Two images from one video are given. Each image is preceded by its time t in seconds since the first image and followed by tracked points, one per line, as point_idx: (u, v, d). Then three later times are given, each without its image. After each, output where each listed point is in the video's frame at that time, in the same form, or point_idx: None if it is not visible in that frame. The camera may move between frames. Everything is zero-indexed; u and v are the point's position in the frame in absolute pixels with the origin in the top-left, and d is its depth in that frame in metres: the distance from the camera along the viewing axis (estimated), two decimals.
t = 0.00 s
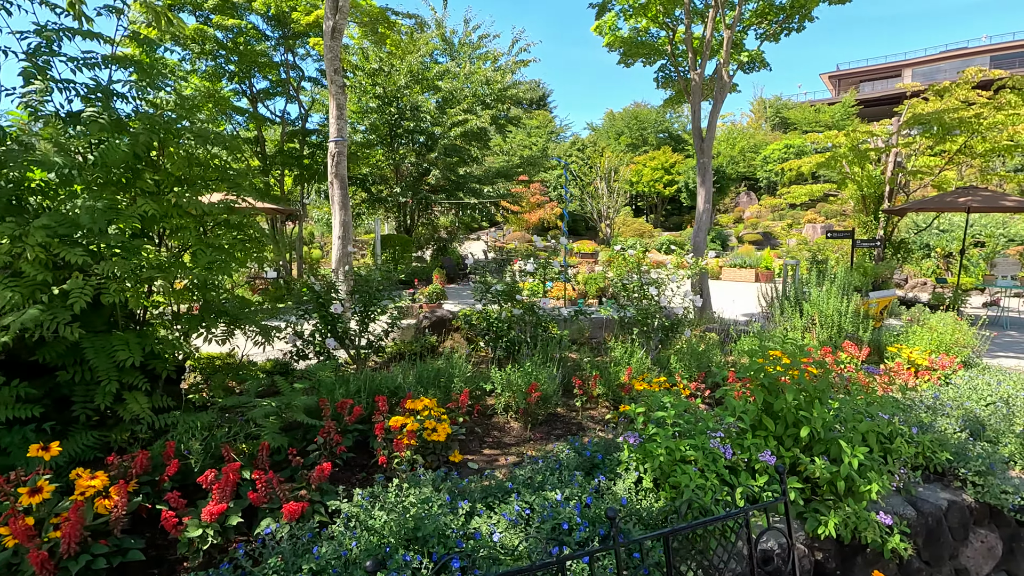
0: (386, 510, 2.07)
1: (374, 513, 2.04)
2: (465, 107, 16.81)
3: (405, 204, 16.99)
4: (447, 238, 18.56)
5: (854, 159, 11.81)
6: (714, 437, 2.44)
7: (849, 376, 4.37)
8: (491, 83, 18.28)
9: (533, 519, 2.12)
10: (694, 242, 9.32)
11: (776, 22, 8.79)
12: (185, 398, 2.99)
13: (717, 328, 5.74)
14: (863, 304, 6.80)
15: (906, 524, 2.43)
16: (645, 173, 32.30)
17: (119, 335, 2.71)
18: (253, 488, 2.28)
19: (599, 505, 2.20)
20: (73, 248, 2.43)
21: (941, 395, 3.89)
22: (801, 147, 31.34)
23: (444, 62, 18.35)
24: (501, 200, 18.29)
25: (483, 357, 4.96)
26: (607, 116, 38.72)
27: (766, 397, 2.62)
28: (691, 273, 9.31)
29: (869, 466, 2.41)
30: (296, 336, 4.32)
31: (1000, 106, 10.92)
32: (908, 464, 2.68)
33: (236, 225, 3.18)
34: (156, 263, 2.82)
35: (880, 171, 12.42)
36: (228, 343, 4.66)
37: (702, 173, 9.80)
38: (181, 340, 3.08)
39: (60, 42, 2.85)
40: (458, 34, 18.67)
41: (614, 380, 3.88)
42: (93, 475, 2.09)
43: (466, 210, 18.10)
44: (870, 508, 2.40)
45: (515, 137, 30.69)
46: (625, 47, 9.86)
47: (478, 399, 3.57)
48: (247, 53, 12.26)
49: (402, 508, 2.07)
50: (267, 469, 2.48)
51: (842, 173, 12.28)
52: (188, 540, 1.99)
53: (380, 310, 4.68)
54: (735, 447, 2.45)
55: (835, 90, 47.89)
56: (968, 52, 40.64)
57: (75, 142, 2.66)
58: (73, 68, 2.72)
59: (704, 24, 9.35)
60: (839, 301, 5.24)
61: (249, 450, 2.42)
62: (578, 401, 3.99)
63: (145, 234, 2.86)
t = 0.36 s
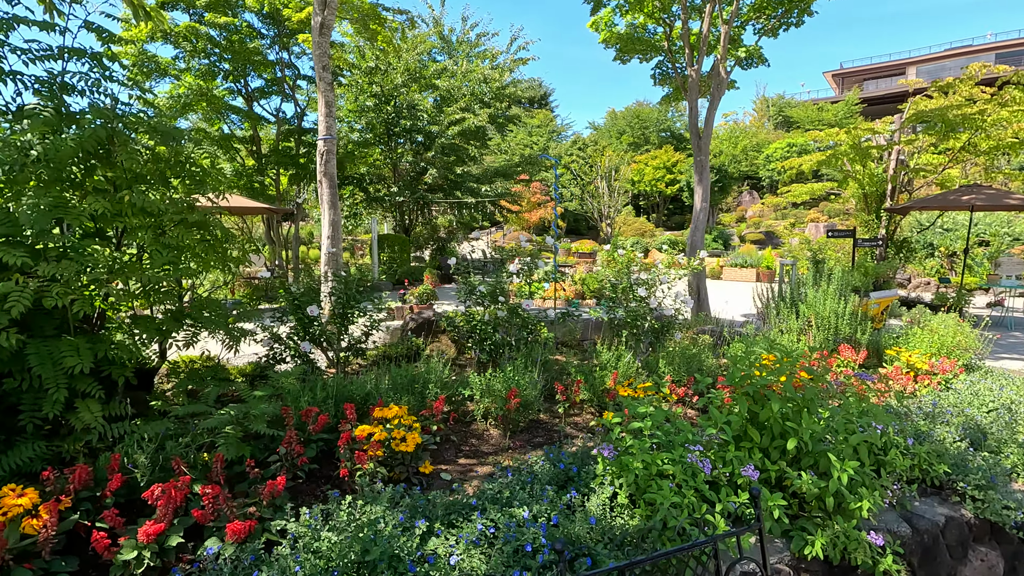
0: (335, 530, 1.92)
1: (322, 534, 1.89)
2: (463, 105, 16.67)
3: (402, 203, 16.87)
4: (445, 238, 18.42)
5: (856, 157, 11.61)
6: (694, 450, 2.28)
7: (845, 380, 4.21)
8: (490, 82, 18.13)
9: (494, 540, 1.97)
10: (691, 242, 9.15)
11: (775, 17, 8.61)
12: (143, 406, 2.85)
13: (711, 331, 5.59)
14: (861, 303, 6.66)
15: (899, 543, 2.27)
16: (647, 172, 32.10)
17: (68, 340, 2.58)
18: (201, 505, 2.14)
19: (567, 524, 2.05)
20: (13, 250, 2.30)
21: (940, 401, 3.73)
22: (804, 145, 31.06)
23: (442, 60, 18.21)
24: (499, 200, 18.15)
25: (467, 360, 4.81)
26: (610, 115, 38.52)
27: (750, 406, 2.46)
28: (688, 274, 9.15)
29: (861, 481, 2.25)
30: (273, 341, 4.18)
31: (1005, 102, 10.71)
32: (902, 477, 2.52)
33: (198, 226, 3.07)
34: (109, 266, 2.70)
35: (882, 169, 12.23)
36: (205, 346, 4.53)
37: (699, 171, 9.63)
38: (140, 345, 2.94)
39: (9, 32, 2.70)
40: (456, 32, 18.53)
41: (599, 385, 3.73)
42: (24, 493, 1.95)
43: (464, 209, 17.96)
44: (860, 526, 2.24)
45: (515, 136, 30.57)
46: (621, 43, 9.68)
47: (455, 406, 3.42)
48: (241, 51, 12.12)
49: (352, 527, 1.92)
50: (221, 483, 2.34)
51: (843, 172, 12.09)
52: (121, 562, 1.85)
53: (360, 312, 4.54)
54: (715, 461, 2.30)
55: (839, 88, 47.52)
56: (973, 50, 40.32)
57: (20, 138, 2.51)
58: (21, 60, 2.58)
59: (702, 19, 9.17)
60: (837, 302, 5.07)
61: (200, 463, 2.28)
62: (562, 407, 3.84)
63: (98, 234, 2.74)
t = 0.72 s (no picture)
0: (285, 548, 1.80)
1: (269, 553, 1.77)
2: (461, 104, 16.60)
3: (400, 203, 16.78)
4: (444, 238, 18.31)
5: (859, 155, 11.46)
6: (674, 461, 2.16)
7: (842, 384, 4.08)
8: (488, 80, 18.03)
9: (455, 559, 1.85)
10: (689, 241, 9.01)
11: (774, 12, 8.45)
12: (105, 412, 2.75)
13: (705, 332, 5.46)
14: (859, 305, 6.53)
15: (891, 562, 2.14)
16: (649, 171, 31.93)
17: (21, 344, 2.49)
18: (150, 520, 2.03)
19: (534, 542, 1.92)
20: None
21: (938, 407, 3.59)
22: (808, 143, 30.82)
23: (441, 59, 18.11)
24: (498, 199, 18.06)
25: (454, 362, 4.70)
26: (612, 114, 38.34)
27: (734, 414, 2.33)
28: (686, 274, 9.02)
29: (849, 494, 2.12)
30: (252, 342, 4.08)
31: (1009, 99, 10.53)
32: (894, 489, 2.39)
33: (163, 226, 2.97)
34: (65, 267, 2.60)
35: (884, 167, 12.07)
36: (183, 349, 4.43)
37: (697, 170, 9.48)
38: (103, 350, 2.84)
39: None
40: (455, 31, 18.44)
41: (584, 390, 3.61)
42: None
43: (463, 209, 17.85)
44: (849, 544, 2.11)
45: (516, 135, 30.47)
46: (618, 40, 9.51)
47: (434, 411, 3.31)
48: (238, 49, 12.04)
49: (302, 545, 1.80)
50: (177, 494, 2.24)
51: (845, 170, 11.92)
52: None
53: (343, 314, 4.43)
54: (695, 472, 2.18)
55: (844, 86, 47.23)
56: (978, 47, 39.98)
57: None
58: None
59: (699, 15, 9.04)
60: (834, 303, 4.93)
61: (154, 474, 2.17)
62: (546, 412, 3.72)
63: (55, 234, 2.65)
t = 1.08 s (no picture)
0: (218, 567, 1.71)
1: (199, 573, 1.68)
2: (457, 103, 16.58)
3: (396, 203, 16.69)
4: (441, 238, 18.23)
5: (857, 153, 11.32)
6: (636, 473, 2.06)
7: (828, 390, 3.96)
8: (485, 79, 17.93)
9: None
10: (683, 241, 8.90)
11: (768, 8, 8.31)
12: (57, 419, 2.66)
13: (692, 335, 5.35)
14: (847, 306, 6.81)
15: None
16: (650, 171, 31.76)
17: None
18: (85, 535, 1.93)
19: (483, 561, 1.82)
20: None
21: (925, 414, 3.49)
22: (809, 142, 30.63)
23: (438, 58, 18.02)
24: (495, 200, 17.96)
25: (433, 366, 4.60)
26: (613, 113, 38.19)
27: (702, 423, 2.23)
28: (680, 275, 8.90)
29: (820, 509, 2.01)
30: (225, 345, 4.00)
31: (1009, 96, 10.38)
32: (870, 501, 2.29)
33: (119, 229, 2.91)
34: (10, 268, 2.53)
35: (883, 166, 11.93)
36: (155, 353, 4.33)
37: (691, 169, 9.37)
38: (56, 355, 2.77)
39: None
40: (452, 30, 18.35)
41: (560, 395, 3.51)
42: None
43: (460, 209, 17.76)
44: (819, 561, 2.00)
45: (516, 135, 30.35)
46: (611, 38, 9.39)
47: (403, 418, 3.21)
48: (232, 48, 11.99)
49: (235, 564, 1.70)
50: (121, 507, 2.15)
51: (844, 169, 11.78)
52: None
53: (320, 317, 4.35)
54: (658, 484, 2.08)
55: (846, 85, 46.99)
56: (981, 45, 39.66)
57: None
58: None
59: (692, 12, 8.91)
60: (823, 305, 4.82)
61: (93, 485, 2.08)
62: (522, 418, 3.62)
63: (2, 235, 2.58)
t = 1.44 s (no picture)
0: None
1: None
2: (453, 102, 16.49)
3: (391, 203, 16.60)
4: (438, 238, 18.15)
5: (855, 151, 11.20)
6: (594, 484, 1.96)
7: (814, 393, 3.86)
8: (482, 77, 17.83)
9: None
10: (675, 241, 8.80)
11: (762, 4, 8.19)
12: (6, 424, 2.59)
13: (679, 336, 5.24)
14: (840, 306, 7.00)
15: None
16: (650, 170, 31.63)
17: None
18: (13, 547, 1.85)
19: None
20: None
21: (911, 418, 3.38)
22: (810, 142, 30.45)
23: (435, 57, 17.94)
24: (491, 199, 17.86)
25: (412, 367, 4.50)
26: (613, 113, 38.09)
27: (667, 431, 2.12)
28: (673, 275, 8.79)
29: (786, 522, 1.91)
30: (194, 346, 3.93)
31: (1007, 93, 10.25)
32: (845, 512, 2.19)
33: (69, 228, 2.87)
34: None
35: (881, 165, 11.81)
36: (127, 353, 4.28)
37: (684, 167, 9.26)
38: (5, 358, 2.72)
39: None
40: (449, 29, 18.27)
41: (535, 398, 3.41)
42: None
43: (456, 208, 17.66)
44: None
45: (516, 135, 30.26)
46: (603, 35, 9.28)
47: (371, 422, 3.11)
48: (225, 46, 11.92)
49: None
50: (59, 516, 2.06)
51: (841, 167, 11.67)
52: None
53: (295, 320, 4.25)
54: (618, 495, 1.98)
55: (848, 84, 46.81)
56: (984, 43, 39.44)
57: None
58: None
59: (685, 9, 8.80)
60: (811, 306, 4.70)
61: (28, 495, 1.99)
62: (497, 422, 3.52)
63: None
